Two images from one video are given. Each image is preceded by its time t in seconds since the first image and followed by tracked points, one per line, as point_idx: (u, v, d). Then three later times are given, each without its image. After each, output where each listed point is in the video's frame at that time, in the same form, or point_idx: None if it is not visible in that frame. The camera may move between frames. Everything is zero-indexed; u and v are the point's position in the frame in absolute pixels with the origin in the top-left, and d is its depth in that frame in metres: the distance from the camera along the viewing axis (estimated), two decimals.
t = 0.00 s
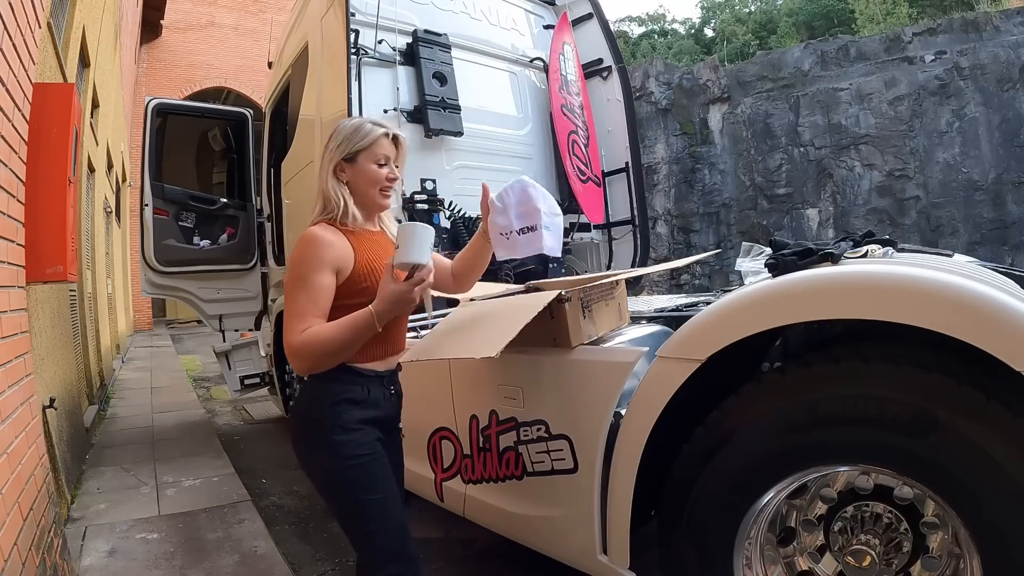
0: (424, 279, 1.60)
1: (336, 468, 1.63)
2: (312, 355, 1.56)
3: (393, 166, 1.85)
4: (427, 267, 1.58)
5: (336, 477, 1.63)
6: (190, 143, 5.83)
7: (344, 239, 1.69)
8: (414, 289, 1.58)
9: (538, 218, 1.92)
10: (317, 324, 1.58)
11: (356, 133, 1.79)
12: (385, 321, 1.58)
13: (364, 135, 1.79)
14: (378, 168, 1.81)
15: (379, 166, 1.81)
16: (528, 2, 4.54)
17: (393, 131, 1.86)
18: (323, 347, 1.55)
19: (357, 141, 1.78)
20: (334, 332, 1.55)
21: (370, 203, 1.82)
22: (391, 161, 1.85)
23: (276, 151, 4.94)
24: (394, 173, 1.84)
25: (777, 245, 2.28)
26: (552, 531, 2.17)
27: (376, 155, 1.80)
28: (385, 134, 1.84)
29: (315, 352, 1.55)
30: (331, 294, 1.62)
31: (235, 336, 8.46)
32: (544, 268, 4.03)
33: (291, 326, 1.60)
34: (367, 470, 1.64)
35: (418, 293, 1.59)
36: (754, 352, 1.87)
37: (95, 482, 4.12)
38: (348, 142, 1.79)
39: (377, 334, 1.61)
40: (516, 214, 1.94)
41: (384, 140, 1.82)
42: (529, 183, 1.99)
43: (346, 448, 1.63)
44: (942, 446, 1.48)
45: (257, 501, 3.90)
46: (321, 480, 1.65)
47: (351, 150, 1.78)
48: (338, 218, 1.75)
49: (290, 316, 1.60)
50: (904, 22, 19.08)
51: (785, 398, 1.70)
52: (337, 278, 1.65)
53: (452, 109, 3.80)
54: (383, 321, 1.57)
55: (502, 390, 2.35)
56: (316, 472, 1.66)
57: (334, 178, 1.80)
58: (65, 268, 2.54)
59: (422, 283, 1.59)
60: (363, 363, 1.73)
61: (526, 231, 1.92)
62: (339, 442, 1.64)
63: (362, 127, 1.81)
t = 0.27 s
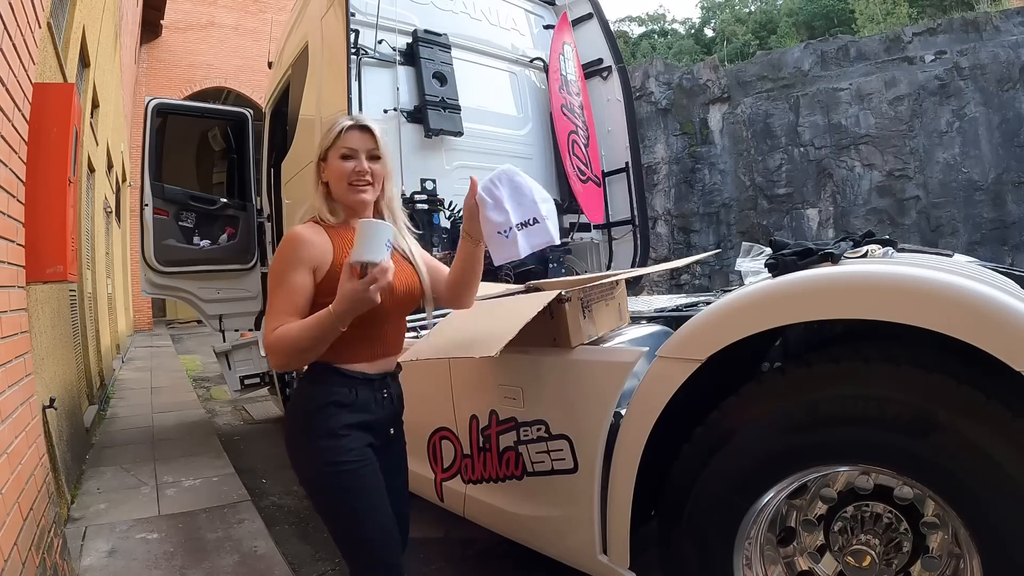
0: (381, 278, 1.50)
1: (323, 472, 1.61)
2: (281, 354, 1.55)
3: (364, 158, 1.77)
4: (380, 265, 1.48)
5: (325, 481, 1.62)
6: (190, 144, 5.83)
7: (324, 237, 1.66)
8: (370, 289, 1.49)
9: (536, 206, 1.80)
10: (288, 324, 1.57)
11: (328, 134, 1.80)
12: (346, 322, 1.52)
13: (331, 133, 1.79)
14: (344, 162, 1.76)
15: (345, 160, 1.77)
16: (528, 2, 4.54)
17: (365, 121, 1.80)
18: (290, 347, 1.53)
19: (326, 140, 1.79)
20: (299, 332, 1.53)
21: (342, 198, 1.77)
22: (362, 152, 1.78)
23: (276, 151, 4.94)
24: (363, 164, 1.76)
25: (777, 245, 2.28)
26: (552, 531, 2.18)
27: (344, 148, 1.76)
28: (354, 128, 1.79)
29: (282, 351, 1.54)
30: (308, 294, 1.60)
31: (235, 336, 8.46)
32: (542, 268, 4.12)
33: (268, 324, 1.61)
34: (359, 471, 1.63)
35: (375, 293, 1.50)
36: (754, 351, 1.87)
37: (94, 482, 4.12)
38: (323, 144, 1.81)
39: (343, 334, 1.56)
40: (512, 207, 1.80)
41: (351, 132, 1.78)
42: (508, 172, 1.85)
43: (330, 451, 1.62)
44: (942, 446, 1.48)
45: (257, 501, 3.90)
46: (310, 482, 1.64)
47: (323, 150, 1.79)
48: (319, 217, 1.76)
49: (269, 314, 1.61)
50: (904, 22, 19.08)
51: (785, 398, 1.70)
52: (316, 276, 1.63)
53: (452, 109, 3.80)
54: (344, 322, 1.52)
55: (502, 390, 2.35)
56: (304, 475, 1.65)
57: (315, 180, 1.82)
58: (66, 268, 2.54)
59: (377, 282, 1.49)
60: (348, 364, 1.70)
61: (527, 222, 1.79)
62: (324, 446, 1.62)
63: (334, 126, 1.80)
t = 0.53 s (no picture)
0: (328, 276, 1.40)
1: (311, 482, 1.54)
2: (253, 357, 1.53)
3: (355, 154, 1.70)
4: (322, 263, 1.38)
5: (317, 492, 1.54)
6: (190, 144, 5.83)
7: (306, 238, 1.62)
8: (314, 290, 1.40)
9: (505, 211, 1.61)
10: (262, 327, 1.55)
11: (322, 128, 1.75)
12: (301, 325, 1.44)
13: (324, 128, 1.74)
14: (333, 159, 1.70)
15: (336, 156, 1.70)
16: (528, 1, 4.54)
17: (357, 114, 1.71)
18: (257, 350, 1.50)
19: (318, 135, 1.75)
20: (263, 335, 1.49)
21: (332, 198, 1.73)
22: (354, 147, 1.70)
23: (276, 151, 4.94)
24: (352, 161, 1.69)
25: (777, 245, 2.28)
26: (552, 531, 2.18)
27: (335, 143, 1.70)
28: (345, 120, 1.71)
29: (252, 354, 1.52)
30: (283, 296, 1.56)
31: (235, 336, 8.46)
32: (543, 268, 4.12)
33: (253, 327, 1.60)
34: (355, 478, 1.56)
35: (322, 295, 1.40)
36: (754, 351, 1.87)
37: (94, 482, 4.12)
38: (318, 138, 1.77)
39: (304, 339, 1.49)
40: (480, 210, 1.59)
41: (343, 125, 1.70)
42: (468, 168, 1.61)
43: (324, 462, 1.54)
44: (942, 446, 1.48)
45: (257, 501, 3.90)
46: (298, 492, 1.58)
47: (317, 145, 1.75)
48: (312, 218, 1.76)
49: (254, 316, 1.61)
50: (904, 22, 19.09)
51: (785, 398, 1.70)
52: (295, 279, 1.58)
53: (452, 109, 3.80)
54: (303, 324, 1.44)
55: (502, 390, 2.35)
56: (293, 487, 1.59)
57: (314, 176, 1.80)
58: (66, 268, 2.54)
59: (320, 283, 1.39)
60: (330, 372, 1.61)
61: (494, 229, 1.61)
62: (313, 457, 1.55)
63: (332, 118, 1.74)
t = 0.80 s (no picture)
0: (271, 286, 1.38)
1: (303, 488, 1.50)
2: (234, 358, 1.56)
3: (353, 142, 1.66)
4: (261, 273, 1.37)
5: (314, 499, 1.49)
6: (190, 144, 5.83)
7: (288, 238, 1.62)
8: (261, 294, 1.39)
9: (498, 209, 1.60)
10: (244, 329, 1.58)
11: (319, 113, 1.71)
12: (259, 328, 1.45)
13: (322, 113, 1.69)
14: (329, 146, 1.66)
15: (332, 143, 1.66)
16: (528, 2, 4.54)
17: (356, 101, 1.67)
18: (233, 352, 1.53)
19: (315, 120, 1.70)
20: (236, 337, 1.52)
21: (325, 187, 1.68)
22: (351, 136, 1.66)
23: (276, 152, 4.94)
24: (349, 149, 1.65)
25: (777, 245, 2.28)
26: (552, 531, 2.17)
27: (332, 129, 1.66)
28: (345, 107, 1.67)
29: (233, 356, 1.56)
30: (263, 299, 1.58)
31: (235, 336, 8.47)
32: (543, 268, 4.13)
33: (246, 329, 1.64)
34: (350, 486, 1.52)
35: (269, 298, 1.39)
36: (754, 351, 1.87)
37: (94, 482, 4.12)
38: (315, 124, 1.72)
39: (268, 341, 1.49)
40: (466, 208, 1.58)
41: (341, 111, 1.66)
42: (468, 155, 1.65)
43: (323, 463, 1.50)
44: (942, 446, 1.48)
45: (257, 501, 3.89)
46: (292, 499, 1.52)
47: (313, 132, 1.71)
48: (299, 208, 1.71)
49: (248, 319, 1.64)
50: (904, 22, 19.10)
51: (785, 398, 1.70)
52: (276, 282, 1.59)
53: (452, 109, 3.80)
54: (261, 330, 1.45)
55: (502, 390, 2.35)
56: (287, 494, 1.53)
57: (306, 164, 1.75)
58: (66, 268, 2.54)
59: (264, 287, 1.38)
60: (310, 377, 1.57)
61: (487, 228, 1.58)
62: (311, 460, 1.51)
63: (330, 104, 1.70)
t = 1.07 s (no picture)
0: (249, 290, 1.40)
1: (303, 488, 1.50)
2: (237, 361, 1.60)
3: (350, 136, 1.65)
4: (237, 277, 1.39)
5: (315, 500, 1.49)
6: (190, 144, 5.83)
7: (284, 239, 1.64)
8: (243, 300, 1.41)
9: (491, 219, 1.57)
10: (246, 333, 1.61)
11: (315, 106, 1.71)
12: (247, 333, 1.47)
13: (318, 106, 1.69)
14: (325, 140, 1.65)
15: (329, 136, 1.65)
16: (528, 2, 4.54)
17: (353, 95, 1.67)
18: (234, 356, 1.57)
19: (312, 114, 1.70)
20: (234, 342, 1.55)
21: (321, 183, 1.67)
22: (348, 129, 1.65)
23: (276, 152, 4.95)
24: (346, 142, 1.64)
25: (777, 245, 2.28)
26: (552, 531, 2.17)
27: (328, 122, 1.65)
28: (341, 100, 1.67)
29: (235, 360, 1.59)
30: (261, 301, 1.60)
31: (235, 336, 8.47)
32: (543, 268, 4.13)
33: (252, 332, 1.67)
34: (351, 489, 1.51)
35: (249, 303, 1.41)
36: (754, 351, 1.88)
37: (95, 482, 4.12)
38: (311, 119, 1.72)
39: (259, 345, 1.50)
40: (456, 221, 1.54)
41: (338, 103, 1.66)
42: (463, 154, 1.59)
43: (324, 465, 1.50)
44: (942, 446, 1.48)
45: (257, 501, 3.90)
46: (294, 500, 1.52)
47: (310, 125, 1.70)
48: (295, 205, 1.71)
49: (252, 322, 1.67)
50: (904, 22, 19.10)
51: (785, 398, 1.70)
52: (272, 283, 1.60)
53: (452, 109, 3.80)
54: (250, 334, 1.48)
55: (502, 390, 2.35)
56: (288, 495, 1.53)
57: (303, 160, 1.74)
58: (65, 268, 2.54)
59: (243, 292, 1.40)
60: (309, 380, 1.58)
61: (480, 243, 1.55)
62: (312, 462, 1.50)
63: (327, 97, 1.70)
